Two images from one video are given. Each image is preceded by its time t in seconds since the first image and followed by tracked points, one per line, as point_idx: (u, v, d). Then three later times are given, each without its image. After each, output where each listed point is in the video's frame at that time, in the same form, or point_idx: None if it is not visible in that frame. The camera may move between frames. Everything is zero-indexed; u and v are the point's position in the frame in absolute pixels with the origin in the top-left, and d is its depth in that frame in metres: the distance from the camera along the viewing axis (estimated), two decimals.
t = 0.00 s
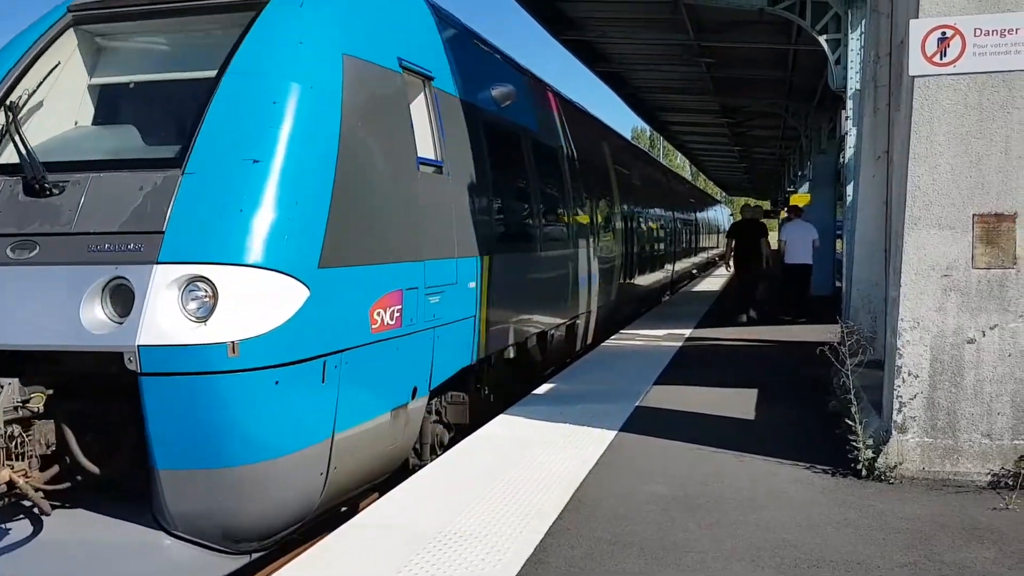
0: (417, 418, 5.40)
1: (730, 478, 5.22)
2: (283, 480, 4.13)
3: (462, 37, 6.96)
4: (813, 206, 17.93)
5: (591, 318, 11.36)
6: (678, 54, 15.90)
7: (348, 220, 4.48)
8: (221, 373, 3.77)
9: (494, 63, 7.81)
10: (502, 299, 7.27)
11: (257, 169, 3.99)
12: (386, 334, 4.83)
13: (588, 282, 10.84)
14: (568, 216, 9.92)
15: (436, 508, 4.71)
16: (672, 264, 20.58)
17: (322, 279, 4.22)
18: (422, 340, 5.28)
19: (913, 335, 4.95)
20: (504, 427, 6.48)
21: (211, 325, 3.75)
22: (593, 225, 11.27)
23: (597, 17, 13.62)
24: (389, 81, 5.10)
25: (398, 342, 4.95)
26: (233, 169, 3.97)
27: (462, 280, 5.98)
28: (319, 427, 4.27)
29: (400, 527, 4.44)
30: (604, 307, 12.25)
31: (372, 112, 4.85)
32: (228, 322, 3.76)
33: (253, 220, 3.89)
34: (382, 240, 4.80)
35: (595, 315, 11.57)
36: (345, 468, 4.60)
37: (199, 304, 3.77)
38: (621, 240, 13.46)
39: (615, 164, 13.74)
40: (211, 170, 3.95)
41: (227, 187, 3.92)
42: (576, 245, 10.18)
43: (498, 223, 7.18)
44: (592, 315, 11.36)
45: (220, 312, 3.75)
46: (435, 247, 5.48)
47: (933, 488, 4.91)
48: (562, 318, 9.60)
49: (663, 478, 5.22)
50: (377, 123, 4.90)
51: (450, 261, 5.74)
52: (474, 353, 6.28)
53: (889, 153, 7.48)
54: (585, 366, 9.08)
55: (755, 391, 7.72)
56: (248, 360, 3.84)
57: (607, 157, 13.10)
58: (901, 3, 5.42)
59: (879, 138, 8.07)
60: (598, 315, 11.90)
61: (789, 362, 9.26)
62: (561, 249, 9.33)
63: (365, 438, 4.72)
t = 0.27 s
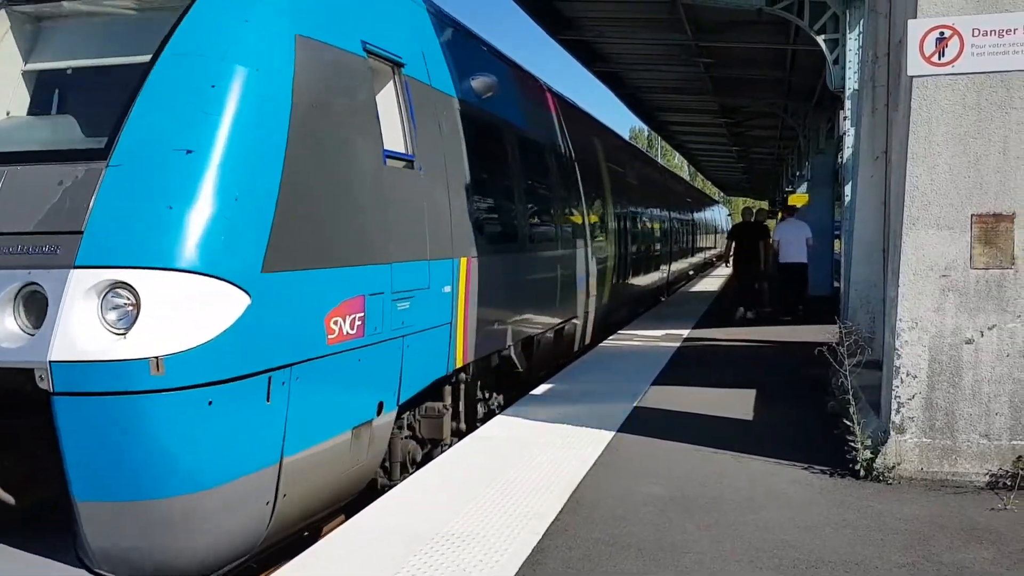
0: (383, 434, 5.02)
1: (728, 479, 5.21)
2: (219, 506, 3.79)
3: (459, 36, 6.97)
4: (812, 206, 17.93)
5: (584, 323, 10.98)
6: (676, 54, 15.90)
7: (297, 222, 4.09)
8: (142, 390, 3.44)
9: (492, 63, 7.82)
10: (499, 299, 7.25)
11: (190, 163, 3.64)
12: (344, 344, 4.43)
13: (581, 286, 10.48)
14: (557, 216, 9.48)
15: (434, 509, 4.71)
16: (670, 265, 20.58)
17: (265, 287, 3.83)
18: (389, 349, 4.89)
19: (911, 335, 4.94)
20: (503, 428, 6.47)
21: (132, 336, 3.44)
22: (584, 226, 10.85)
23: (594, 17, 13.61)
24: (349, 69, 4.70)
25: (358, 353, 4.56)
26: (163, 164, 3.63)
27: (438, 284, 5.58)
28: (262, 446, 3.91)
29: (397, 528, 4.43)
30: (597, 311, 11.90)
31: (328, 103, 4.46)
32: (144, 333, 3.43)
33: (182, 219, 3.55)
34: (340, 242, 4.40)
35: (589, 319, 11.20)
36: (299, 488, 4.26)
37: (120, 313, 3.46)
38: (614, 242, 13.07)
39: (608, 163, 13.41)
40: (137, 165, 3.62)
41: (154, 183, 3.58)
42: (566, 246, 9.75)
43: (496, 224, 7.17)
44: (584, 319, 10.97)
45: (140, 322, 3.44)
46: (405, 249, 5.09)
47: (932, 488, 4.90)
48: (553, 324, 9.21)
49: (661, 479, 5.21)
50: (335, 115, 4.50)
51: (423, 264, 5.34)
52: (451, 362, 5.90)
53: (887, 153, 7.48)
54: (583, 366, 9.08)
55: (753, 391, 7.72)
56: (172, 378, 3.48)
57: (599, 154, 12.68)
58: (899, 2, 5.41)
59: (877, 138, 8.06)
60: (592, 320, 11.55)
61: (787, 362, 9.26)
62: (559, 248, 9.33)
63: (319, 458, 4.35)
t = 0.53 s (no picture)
0: (340, 453, 4.72)
1: (728, 480, 5.21)
2: (143, 539, 3.49)
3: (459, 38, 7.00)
4: (812, 207, 17.94)
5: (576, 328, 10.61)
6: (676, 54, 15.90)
7: (233, 225, 3.78)
8: (43, 416, 3.14)
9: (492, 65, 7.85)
10: (499, 301, 7.25)
11: (102, 162, 3.34)
12: (293, 357, 4.13)
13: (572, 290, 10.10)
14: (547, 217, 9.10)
15: (433, 510, 4.70)
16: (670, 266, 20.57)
17: (195, 295, 3.54)
18: (346, 361, 4.58)
19: (911, 336, 4.94)
20: (502, 429, 6.47)
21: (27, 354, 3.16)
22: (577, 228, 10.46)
23: (594, 18, 13.62)
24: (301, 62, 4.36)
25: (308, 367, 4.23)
26: (72, 165, 3.33)
27: (407, 291, 5.28)
28: (194, 471, 3.61)
29: (396, 530, 4.42)
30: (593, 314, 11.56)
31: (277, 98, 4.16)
32: (39, 340, 3.15)
33: (92, 224, 3.25)
34: (287, 247, 4.09)
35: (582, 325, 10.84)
36: (239, 514, 3.96)
37: (17, 328, 3.18)
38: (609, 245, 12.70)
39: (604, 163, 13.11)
40: (45, 162, 3.33)
41: (65, 173, 3.30)
42: (557, 249, 9.36)
43: (496, 226, 7.19)
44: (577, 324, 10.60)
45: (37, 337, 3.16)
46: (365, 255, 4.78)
47: (932, 489, 4.90)
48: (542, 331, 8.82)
49: (661, 479, 5.21)
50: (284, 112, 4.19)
51: (388, 270, 5.03)
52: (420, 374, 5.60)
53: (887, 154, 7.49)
54: (584, 367, 9.08)
55: (753, 392, 7.73)
56: (75, 403, 3.17)
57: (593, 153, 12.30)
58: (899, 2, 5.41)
59: (877, 138, 8.06)
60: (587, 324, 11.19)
61: (787, 362, 9.26)
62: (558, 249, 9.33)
63: (264, 480, 4.05)
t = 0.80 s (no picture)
0: (287, 480, 4.08)
1: (728, 480, 5.21)
2: None
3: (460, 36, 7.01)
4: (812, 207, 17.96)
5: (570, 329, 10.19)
6: (676, 55, 15.91)
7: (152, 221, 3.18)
8: None
9: (493, 64, 7.87)
10: (498, 300, 7.24)
11: None
12: (222, 377, 3.49)
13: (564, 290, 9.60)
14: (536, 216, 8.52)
15: (433, 510, 4.70)
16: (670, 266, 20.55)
17: (87, 307, 2.90)
18: (293, 379, 3.97)
19: (911, 336, 4.94)
20: (501, 429, 6.47)
21: None
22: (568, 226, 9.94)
23: (594, 18, 13.62)
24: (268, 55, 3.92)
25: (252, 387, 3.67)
26: None
27: (370, 295, 4.67)
28: (101, 513, 3.03)
29: (396, 530, 4.42)
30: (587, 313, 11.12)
31: (214, 74, 3.55)
32: (2, 345, 2.68)
33: None
34: (218, 246, 3.46)
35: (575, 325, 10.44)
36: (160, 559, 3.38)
37: None
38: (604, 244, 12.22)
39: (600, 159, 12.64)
40: None
41: None
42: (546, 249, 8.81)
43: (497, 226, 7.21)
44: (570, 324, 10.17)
45: None
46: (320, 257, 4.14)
47: (932, 489, 4.90)
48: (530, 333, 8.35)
49: (660, 479, 5.22)
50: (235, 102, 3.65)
51: (347, 273, 4.40)
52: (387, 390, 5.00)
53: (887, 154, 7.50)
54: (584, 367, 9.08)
55: (754, 392, 7.73)
56: None
57: (588, 148, 11.75)
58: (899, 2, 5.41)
59: (878, 139, 8.06)
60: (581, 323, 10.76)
61: (787, 363, 9.27)
62: (558, 249, 9.33)
63: (190, 520, 3.46)
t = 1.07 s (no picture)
0: (220, 518, 3.51)
1: (730, 478, 5.21)
2: None
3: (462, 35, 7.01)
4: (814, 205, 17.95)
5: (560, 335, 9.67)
6: (678, 52, 15.90)
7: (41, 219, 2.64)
8: None
9: (495, 62, 7.87)
10: (500, 298, 7.23)
11: None
12: (132, 401, 2.92)
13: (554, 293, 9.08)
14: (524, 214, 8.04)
15: (435, 509, 4.69)
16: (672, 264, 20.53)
17: None
18: (226, 399, 3.43)
19: (914, 334, 4.93)
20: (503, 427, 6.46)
21: None
22: (560, 226, 9.45)
23: (595, 16, 13.62)
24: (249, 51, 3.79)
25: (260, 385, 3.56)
26: None
27: (323, 300, 4.11)
28: None
29: (399, 528, 4.42)
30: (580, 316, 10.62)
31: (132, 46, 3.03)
32: None
33: None
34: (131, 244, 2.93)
35: (565, 331, 9.93)
36: None
37: None
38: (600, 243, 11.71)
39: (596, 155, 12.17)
40: None
41: None
42: (536, 248, 8.34)
43: (499, 224, 7.23)
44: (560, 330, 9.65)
45: None
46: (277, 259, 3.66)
47: (935, 487, 4.89)
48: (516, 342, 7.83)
49: (662, 478, 5.21)
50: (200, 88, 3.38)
51: (295, 275, 3.86)
52: (343, 405, 4.46)
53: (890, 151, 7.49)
54: (587, 365, 9.08)
55: (756, 390, 7.73)
56: None
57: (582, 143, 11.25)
58: None
59: (880, 136, 8.05)
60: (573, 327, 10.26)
61: (789, 361, 9.27)
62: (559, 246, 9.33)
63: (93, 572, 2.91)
